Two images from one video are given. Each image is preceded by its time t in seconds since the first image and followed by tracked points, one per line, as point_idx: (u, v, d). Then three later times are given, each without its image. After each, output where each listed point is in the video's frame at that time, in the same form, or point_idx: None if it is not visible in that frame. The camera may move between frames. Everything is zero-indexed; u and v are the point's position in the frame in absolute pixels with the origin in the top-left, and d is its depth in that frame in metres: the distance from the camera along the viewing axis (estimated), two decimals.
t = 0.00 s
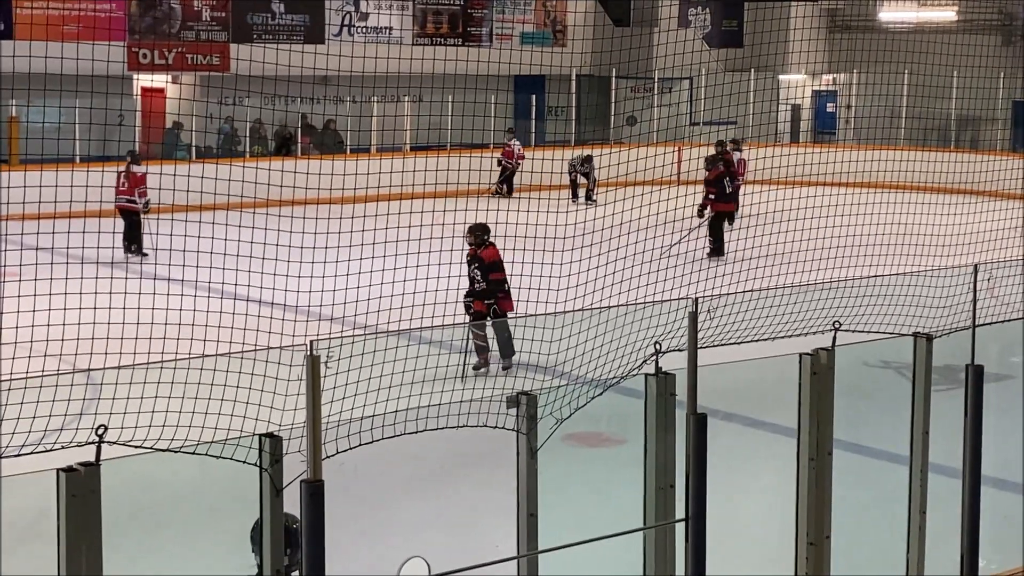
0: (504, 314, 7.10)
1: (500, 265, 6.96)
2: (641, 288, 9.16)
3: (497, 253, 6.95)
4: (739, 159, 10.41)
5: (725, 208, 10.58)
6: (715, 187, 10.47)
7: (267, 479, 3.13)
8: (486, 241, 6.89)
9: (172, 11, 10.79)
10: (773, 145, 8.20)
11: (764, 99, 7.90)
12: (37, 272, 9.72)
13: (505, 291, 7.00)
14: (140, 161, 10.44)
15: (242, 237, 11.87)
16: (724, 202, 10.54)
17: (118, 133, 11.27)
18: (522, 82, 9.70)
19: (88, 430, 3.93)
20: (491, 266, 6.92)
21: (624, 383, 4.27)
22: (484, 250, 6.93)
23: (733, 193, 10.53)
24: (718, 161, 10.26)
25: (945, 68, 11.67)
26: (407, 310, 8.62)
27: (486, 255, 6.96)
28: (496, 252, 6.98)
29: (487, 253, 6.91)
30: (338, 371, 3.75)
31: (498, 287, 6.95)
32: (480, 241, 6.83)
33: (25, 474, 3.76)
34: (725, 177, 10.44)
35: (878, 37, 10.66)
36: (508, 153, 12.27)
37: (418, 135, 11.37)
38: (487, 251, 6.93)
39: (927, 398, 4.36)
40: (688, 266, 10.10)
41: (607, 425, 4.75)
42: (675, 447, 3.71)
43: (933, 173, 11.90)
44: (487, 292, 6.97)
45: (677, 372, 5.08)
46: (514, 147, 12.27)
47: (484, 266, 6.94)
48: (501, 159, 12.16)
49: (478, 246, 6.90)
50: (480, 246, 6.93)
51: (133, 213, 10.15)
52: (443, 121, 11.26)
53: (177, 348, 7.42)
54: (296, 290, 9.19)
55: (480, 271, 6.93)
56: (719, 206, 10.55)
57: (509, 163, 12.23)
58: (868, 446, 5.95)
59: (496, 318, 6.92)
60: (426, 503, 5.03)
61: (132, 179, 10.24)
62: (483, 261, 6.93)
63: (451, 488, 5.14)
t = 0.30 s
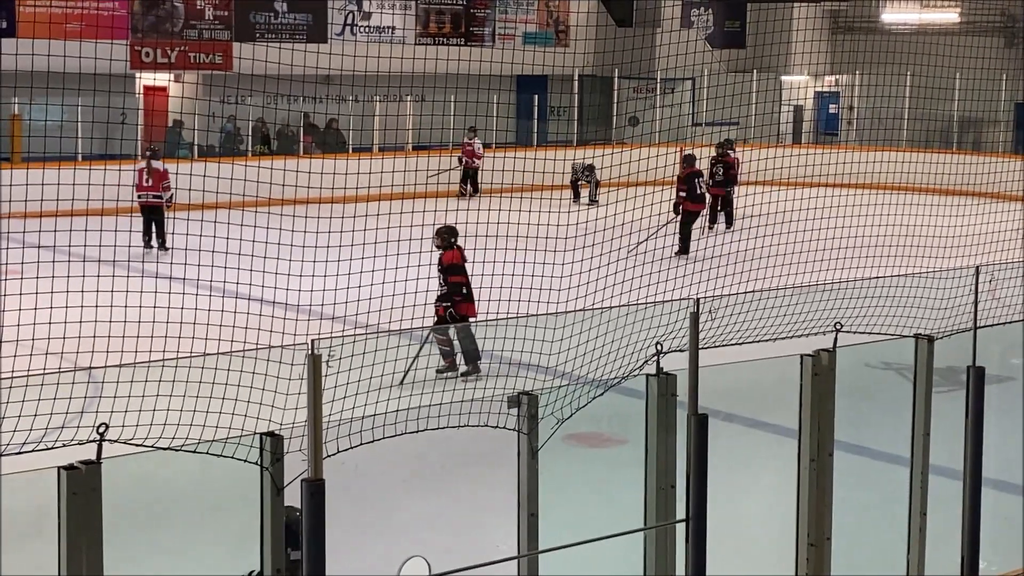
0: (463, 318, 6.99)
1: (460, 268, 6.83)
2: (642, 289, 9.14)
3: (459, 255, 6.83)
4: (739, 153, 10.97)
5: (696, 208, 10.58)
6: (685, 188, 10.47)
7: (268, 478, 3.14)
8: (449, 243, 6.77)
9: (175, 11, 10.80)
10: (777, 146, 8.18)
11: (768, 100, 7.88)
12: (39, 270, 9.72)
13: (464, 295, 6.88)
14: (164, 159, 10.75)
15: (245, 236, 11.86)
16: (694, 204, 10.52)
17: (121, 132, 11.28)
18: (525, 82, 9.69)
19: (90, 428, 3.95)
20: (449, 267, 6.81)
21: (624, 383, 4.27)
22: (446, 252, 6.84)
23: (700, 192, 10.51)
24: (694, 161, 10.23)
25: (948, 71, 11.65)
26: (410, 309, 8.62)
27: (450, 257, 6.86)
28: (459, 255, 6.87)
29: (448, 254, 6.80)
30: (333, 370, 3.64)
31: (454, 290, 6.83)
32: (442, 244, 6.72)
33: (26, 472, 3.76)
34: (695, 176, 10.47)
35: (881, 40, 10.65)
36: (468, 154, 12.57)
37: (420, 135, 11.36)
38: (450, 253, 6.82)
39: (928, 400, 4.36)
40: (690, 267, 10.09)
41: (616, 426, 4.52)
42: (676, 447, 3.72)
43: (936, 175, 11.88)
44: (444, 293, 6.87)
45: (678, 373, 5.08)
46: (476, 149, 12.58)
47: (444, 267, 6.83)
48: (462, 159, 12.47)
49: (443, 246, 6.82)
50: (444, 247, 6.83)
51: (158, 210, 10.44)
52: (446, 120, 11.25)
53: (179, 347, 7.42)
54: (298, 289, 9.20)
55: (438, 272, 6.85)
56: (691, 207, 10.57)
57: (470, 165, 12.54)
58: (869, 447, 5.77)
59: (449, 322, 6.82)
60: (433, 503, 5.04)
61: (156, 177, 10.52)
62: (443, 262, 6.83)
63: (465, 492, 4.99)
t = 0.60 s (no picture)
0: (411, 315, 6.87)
1: (417, 263, 6.72)
2: (644, 289, 9.12)
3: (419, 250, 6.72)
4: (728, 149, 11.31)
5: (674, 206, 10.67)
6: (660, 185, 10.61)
7: (269, 475, 3.15)
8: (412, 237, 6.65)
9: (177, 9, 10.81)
10: (779, 146, 8.17)
11: (771, 100, 7.86)
12: (41, 268, 9.73)
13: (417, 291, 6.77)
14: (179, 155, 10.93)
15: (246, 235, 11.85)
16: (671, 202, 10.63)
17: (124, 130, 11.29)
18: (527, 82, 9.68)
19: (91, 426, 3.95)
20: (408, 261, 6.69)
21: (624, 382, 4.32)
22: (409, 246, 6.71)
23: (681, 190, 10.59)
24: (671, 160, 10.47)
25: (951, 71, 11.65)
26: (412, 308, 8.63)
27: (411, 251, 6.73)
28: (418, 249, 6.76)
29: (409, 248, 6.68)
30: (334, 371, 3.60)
31: (408, 284, 6.71)
32: (407, 237, 6.57)
33: (27, 471, 3.76)
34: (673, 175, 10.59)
35: (883, 40, 10.64)
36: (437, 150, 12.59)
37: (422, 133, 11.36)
38: (411, 248, 6.72)
39: (930, 400, 4.37)
40: (691, 267, 10.09)
41: (617, 425, 4.57)
42: (677, 446, 3.73)
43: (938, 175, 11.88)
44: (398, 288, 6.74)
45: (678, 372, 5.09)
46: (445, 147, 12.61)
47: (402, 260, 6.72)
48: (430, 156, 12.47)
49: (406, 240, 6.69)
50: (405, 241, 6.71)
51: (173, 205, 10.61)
52: (447, 119, 11.25)
53: (181, 345, 7.42)
54: (299, 288, 9.20)
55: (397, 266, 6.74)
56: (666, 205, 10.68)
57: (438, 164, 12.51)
58: (869, 447, 5.72)
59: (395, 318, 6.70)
60: (435, 502, 5.06)
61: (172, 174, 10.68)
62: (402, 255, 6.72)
63: (467, 491, 4.98)
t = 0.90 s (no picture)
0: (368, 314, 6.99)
1: (379, 262, 6.90)
2: (645, 288, 9.12)
3: (383, 250, 6.91)
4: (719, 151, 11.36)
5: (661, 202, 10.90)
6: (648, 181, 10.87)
7: (270, 474, 3.14)
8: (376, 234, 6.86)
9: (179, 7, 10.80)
10: (781, 145, 8.17)
11: (773, 100, 7.85)
12: (43, 266, 9.73)
13: (376, 289, 6.92)
14: (188, 152, 11.19)
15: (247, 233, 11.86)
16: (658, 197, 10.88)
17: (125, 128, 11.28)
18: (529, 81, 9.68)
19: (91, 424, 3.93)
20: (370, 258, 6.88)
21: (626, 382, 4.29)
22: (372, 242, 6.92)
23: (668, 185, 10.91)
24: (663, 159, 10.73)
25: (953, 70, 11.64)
26: (413, 306, 8.63)
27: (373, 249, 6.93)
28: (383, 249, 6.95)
29: (373, 245, 6.90)
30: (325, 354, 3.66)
31: (367, 280, 6.87)
32: (368, 231, 6.81)
33: (29, 469, 3.75)
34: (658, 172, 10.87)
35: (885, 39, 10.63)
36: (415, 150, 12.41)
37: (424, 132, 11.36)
38: (374, 245, 6.92)
39: (931, 399, 4.36)
40: (692, 266, 10.08)
41: (619, 424, 4.52)
42: (679, 446, 3.73)
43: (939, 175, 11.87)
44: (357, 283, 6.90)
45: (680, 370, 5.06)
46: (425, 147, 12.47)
47: (366, 256, 6.93)
48: (405, 158, 12.44)
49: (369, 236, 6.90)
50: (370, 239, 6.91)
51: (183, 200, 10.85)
52: (448, 118, 11.25)
53: (182, 343, 7.42)
54: (300, 286, 9.20)
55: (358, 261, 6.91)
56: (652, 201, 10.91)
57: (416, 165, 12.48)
58: (872, 447, 5.74)
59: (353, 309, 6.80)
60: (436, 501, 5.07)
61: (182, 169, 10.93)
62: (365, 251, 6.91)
63: (466, 488, 4.98)
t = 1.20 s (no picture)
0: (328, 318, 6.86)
1: (338, 261, 6.86)
2: (646, 288, 9.11)
3: (343, 249, 6.89)
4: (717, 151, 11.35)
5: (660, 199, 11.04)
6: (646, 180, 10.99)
7: (271, 474, 3.13)
8: (337, 232, 6.86)
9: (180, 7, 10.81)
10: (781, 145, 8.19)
11: (773, 99, 7.85)
12: (44, 265, 9.75)
13: (338, 289, 6.85)
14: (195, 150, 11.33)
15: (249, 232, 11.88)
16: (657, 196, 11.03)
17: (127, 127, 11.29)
18: (530, 80, 9.69)
19: (94, 424, 3.93)
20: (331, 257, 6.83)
21: (627, 381, 4.28)
22: (331, 242, 6.88)
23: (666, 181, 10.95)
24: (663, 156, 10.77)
25: (954, 70, 11.64)
26: (415, 305, 8.64)
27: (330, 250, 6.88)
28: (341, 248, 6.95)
29: (333, 244, 6.86)
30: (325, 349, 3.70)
31: (330, 279, 6.79)
32: (331, 227, 6.78)
33: (27, 467, 3.75)
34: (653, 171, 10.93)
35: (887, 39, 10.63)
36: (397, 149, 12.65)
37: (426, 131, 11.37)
38: (334, 243, 6.88)
39: (933, 399, 4.36)
40: (694, 265, 10.08)
41: (619, 424, 4.45)
42: (679, 445, 3.72)
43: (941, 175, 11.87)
44: (318, 284, 6.80)
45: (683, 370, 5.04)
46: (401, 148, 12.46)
47: (325, 256, 6.86)
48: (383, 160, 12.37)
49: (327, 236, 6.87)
50: (329, 239, 6.89)
51: (193, 197, 10.96)
52: (450, 117, 11.27)
53: (183, 342, 7.43)
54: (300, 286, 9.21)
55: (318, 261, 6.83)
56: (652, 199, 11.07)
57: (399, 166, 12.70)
58: (873, 447, 5.84)
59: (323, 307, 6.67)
60: (438, 500, 5.07)
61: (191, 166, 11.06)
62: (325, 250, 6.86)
63: (466, 486, 4.94)
